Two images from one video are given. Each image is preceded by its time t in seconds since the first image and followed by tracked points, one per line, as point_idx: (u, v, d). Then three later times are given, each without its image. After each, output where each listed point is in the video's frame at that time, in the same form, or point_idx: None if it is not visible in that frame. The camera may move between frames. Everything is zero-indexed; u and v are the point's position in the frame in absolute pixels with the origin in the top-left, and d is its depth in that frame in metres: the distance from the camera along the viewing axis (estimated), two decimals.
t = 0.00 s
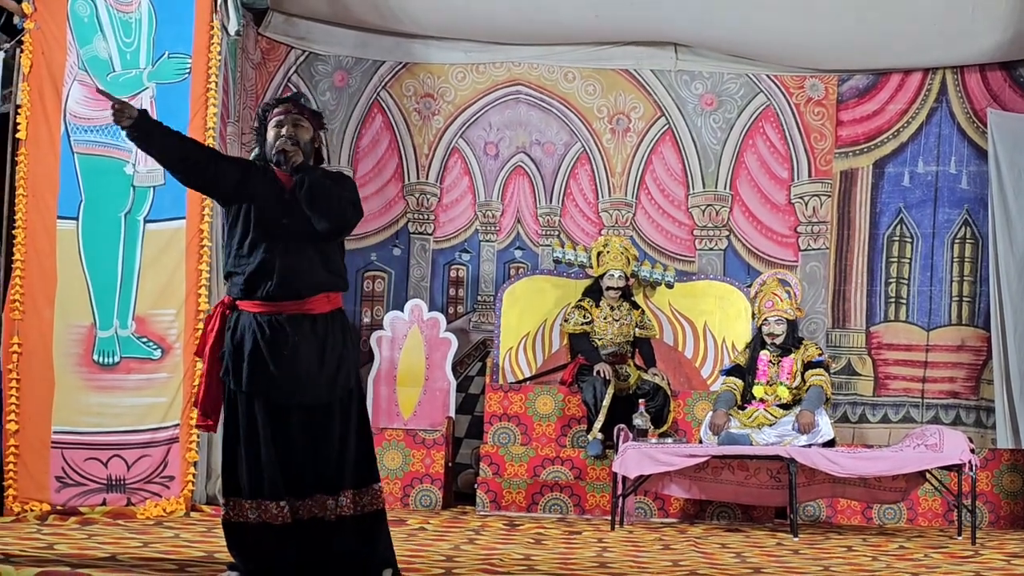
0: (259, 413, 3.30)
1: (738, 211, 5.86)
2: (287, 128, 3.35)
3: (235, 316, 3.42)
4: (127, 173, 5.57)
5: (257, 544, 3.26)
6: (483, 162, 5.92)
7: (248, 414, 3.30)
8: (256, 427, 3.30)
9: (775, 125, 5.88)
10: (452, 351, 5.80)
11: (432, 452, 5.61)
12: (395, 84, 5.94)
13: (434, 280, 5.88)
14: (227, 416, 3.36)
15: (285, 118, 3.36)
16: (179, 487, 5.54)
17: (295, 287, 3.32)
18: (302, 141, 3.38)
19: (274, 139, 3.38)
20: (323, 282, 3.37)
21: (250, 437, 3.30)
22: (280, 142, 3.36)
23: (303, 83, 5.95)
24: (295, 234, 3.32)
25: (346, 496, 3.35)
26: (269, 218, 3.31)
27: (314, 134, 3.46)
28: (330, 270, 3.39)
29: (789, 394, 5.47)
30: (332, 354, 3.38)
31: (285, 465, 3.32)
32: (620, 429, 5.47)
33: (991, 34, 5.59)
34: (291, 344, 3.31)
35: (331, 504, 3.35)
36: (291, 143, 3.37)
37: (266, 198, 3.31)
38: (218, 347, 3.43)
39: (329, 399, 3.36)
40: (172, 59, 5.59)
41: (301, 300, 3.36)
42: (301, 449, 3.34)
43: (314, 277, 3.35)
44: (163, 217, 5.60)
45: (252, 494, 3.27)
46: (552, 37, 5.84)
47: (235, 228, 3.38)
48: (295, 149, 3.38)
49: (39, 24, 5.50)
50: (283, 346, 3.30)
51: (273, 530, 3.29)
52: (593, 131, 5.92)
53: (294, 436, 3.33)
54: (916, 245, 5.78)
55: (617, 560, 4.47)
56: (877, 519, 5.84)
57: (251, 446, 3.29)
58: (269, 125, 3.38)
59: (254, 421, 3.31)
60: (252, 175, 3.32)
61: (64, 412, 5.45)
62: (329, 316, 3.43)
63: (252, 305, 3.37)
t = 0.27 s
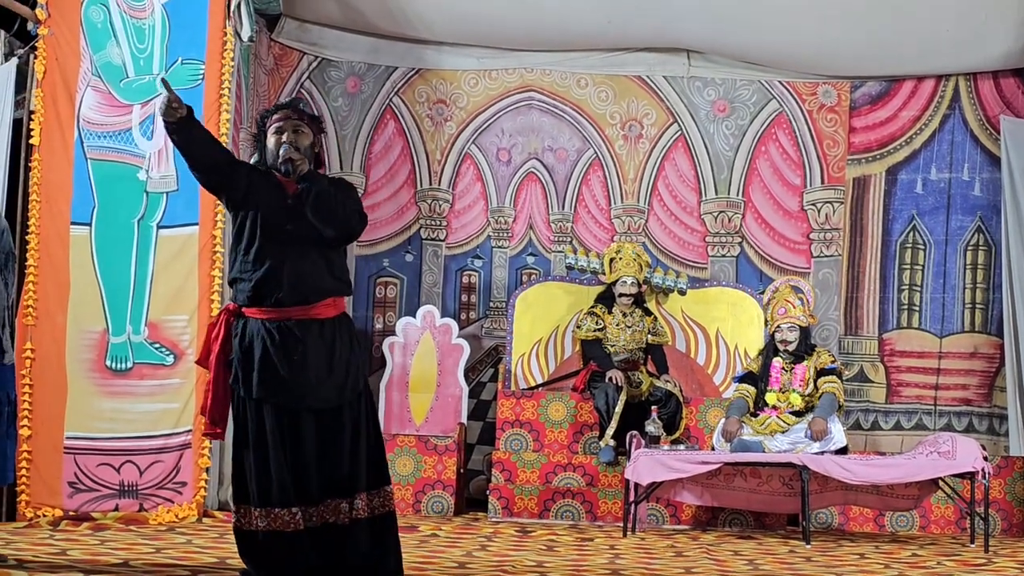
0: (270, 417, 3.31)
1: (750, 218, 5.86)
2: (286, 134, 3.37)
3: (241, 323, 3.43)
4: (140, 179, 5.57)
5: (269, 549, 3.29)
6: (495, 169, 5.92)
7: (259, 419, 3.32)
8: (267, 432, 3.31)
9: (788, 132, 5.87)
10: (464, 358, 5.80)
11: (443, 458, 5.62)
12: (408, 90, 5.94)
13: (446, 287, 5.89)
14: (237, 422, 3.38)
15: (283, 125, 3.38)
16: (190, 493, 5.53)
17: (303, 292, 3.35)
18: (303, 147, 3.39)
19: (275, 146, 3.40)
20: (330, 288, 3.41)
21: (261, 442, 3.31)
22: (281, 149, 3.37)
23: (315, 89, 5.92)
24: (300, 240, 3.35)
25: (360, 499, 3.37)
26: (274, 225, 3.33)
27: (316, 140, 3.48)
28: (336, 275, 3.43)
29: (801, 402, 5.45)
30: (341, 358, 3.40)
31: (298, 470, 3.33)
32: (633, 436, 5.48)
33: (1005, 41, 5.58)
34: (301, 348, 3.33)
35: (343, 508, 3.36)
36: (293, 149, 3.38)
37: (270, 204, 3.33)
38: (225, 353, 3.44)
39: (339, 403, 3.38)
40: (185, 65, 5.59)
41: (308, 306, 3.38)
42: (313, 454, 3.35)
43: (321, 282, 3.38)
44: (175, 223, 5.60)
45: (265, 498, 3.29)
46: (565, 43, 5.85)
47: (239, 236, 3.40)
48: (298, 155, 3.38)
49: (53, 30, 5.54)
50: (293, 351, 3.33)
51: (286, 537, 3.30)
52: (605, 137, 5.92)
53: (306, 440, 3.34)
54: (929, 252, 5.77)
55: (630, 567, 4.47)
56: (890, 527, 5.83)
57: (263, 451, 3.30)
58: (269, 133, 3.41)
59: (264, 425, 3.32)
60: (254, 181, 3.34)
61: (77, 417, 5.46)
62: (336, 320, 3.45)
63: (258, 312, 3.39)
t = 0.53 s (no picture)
0: (291, 427, 3.30)
1: (774, 228, 5.85)
2: (308, 145, 3.37)
3: (262, 332, 3.40)
4: (165, 189, 5.57)
5: (292, 558, 3.28)
6: (518, 179, 5.92)
7: (280, 428, 3.30)
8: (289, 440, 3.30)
9: (812, 142, 5.86)
10: (486, 368, 5.80)
11: (466, 468, 5.60)
12: (431, 100, 5.94)
13: (469, 297, 5.88)
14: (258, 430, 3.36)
15: (305, 135, 3.37)
16: (213, 502, 5.53)
17: (325, 302, 3.34)
18: (324, 158, 3.38)
19: (296, 157, 3.39)
20: (349, 298, 3.38)
21: (283, 450, 3.30)
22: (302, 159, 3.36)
23: (339, 99, 5.94)
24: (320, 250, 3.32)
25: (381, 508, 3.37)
26: (294, 235, 3.31)
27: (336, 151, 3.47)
28: (356, 286, 3.42)
29: (825, 413, 5.45)
30: (362, 368, 3.38)
31: (319, 479, 3.33)
32: (656, 446, 5.43)
33: None
34: (322, 358, 3.32)
35: (365, 517, 3.36)
36: (314, 160, 3.37)
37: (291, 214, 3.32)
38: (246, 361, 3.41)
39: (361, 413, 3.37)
40: (209, 75, 5.58)
41: (328, 315, 3.36)
42: (335, 463, 3.34)
43: (341, 292, 3.37)
44: (199, 232, 5.59)
45: (287, 508, 3.29)
46: (588, 53, 5.85)
47: (258, 245, 3.37)
48: (319, 167, 3.37)
49: (78, 41, 5.58)
50: (315, 360, 3.31)
51: (308, 546, 3.30)
52: (628, 147, 5.92)
53: (328, 450, 3.33)
54: (953, 262, 5.75)
55: None
56: (913, 539, 5.81)
57: (284, 460, 3.29)
58: (291, 143, 3.40)
59: (285, 434, 3.31)
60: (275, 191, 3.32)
61: (101, 426, 5.48)
62: (356, 330, 3.43)
63: (278, 320, 3.36)
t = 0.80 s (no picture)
0: (324, 440, 3.22)
1: (807, 241, 5.84)
2: (342, 159, 3.34)
3: (295, 345, 3.33)
4: (198, 202, 5.52)
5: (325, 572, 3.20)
6: (551, 192, 5.93)
7: (313, 442, 3.23)
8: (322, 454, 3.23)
9: (845, 155, 5.85)
10: (519, 380, 5.81)
11: (498, 480, 5.57)
12: (464, 113, 5.97)
13: (501, 309, 5.89)
14: (291, 443, 3.29)
15: (339, 148, 3.35)
16: (246, 514, 5.44)
17: (357, 315, 3.26)
18: (357, 172, 3.35)
19: (330, 170, 3.36)
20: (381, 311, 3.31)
21: (315, 464, 3.23)
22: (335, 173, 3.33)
23: (372, 112, 5.97)
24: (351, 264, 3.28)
25: (415, 521, 3.31)
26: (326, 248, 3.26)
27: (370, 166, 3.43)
28: (389, 299, 3.34)
29: (858, 427, 5.40)
30: (395, 381, 3.31)
31: (353, 493, 3.25)
32: (689, 459, 5.39)
33: None
34: (355, 372, 3.24)
35: (398, 530, 3.30)
36: (347, 174, 3.34)
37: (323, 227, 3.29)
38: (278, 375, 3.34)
39: (394, 426, 3.30)
40: (243, 89, 5.54)
41: (360, 328, 3.28)
42: (368, 477, 3.27)
43: (374, 304, 3.29)
44: (233, 245, 5.52)
45: (321, 522, 3.21)
46: (621, 66, 5.87)
47: (293, 258, 3.32)
48: (353, 181, 3.35)
49: (113, 54, 5.56)
50: (348, 373, 3.23)
51: (341, 558, 3.21)
52: (661, 160, 5.92)
53: (361, 463, 3.26)
54: (987, 276, 5.74)
55: None
56: (947, 553, 5.78)
57: (317, 474, 3.22)
58: (325, 157, 3.38)
59: (318, 449, 3.24)
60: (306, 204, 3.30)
61: (135, 439, 5.42)
62: (389, 342, 3.36)
63: (311, 333, 3.29)
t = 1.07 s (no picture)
0: (345, 450, 3.24)
1: (830, 250, 5.83)
2: (363, 168, 3.36)
3: (319, 354, 3.35)
4: (221, 211, 5.52)
5: None
6: (573, 200, 5.93)
7: (334, 451, 3.25)
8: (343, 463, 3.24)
9: (868, 164, 5.84)
10: (541, 390, 5.80)
11: (520, 489, 5.57)
12: (485, 121, 5.98)
13: (523, 317, 5.90)
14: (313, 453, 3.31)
15: (361, 158, 3.37)
16: (268, 522, 5.43)
17: (378, 324, 3.26)
18: (379, 181, 3.37)
19: (353, 180, 3.38)
20: (404, 320, 3.30)
21: (337, 473, 3.24)
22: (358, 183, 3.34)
23: (394, 121, 5.99)
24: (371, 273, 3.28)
25: (437, 531, 3.29)
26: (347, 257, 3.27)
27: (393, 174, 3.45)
28: (411, 308, 3.33)
29: (881, 436, 5.37)
30: (416, 391, 3.30)
31: (374, 502, 3.25)
32: (711, 468, 5.37)
33: None
34: (377, 382, 3.25)
35: (420, 539, 3.28)
36: (369, 183, 3.36)
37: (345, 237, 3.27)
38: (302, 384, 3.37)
39: (415, 435, 3.29)
40: (266, 98, 5.55)
41: (383, 338, 3.29)
42: (389, 486, 3.27)
43: (395, 313, 3.28)
44: (255, 254, 5.53)
45: (342, 531, 3.21)
46: (643, 75, 5.86)
47: (315, 271, 3.34)
48: (374, 190, 3.36)
49: (136, 64, 5.57)
50: (369, 383, 3.24)
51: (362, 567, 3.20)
52: (683, 169, 5.91)
53: (383, 473, 3.26)
54: (1011, 285, 5.72)
55: None
56: (971, 563, 5.76)
57: (338, 483, 3.23)
58: (348, 166, 3.39)
59: (340, 458, 3.25)
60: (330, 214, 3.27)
61: (157, 446, 5.42)
62: (411, 352, 3.35)
63: (334, 343, 3.30)
